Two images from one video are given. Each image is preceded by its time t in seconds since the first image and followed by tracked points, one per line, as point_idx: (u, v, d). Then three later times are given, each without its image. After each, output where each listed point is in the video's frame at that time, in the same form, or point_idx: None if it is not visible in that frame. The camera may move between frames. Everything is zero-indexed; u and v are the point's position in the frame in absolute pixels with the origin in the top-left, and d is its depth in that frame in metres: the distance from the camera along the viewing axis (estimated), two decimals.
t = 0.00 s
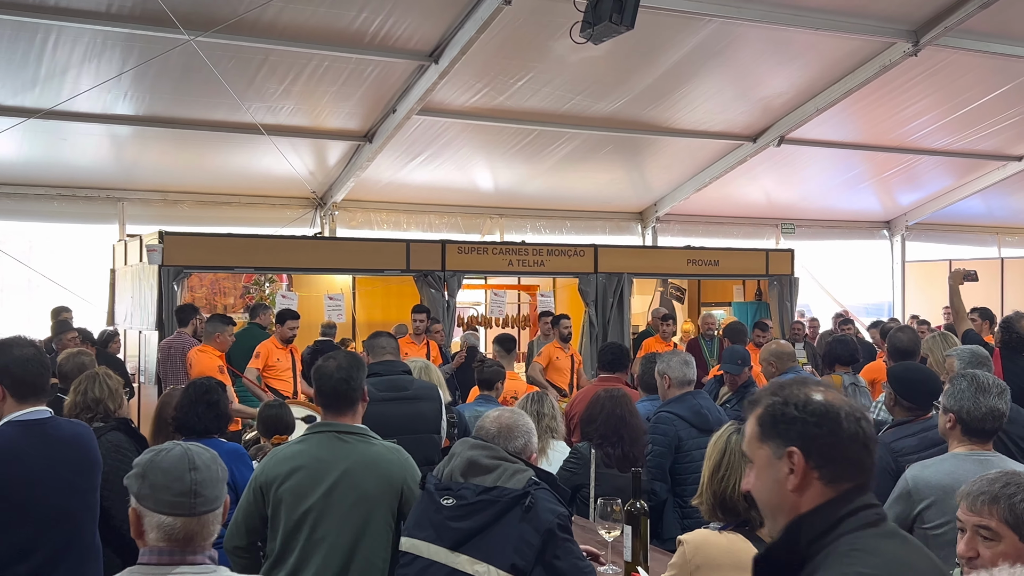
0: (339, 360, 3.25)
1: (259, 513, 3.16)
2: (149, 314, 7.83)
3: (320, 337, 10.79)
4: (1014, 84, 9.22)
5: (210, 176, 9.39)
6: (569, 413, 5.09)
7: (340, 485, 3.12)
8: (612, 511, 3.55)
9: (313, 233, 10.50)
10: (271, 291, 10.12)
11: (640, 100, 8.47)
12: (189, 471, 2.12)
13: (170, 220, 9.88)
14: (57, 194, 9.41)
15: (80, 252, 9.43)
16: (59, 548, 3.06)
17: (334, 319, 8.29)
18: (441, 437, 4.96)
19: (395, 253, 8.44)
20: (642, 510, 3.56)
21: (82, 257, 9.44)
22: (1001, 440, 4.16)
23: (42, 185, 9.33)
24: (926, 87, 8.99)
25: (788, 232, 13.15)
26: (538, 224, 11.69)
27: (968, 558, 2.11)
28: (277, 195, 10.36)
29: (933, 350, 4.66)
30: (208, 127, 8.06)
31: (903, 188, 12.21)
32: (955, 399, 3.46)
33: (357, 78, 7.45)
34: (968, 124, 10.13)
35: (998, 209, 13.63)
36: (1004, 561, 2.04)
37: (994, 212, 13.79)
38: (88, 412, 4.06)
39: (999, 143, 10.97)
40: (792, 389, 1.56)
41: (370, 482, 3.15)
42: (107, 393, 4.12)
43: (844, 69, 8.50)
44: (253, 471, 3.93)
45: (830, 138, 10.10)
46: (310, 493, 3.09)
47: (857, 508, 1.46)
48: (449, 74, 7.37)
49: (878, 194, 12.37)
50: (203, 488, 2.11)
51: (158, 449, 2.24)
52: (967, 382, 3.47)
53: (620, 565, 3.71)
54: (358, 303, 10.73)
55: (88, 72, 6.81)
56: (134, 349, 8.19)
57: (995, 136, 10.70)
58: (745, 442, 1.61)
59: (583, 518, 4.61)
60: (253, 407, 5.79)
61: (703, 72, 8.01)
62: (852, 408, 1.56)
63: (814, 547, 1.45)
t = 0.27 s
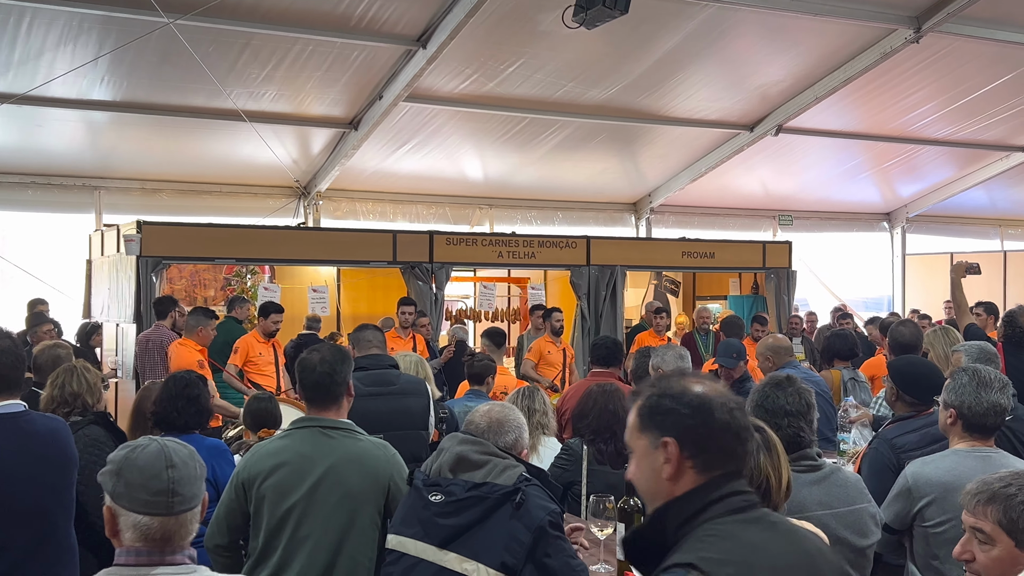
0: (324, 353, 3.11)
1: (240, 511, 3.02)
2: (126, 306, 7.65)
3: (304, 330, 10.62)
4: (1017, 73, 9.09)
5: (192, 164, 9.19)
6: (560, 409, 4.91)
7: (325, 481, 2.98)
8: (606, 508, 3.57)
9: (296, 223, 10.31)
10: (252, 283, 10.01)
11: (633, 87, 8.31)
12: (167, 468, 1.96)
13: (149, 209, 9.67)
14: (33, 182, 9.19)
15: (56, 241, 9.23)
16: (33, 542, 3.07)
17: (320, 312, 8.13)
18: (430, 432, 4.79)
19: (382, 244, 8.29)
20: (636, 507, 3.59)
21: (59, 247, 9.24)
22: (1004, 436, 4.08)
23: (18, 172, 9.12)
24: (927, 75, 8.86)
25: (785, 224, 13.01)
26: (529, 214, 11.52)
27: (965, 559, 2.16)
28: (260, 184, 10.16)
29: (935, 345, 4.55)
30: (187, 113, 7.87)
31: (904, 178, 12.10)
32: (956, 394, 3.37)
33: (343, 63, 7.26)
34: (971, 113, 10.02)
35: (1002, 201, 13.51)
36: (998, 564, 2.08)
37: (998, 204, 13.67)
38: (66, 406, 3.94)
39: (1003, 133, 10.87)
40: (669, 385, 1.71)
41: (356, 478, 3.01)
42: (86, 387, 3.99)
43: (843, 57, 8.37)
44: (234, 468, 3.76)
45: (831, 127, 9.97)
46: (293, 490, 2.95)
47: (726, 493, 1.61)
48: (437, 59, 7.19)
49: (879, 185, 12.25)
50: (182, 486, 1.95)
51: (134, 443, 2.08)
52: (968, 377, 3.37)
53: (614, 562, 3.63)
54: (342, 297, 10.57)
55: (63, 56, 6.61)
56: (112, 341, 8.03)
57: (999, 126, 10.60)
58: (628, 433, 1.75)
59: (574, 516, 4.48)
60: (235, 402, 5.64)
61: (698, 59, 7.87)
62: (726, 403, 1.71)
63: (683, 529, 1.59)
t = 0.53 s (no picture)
0: (309, 348, 3.06)
1: (227, 508, 2.97)
2: (111, 300, 7.59)
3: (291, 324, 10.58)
4: (1009, 66, 9.07)
5: (178, 156, 9.11)
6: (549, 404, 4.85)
7: (312, 477, 2.94)
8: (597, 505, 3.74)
9: (283, 216, 10.25)
10: (239, 277, 9.93)
11: (624, 80, 8.27)
12: (133, 467, 1.90)
13: (134, 202, 9.60)
14: (17, 174, 9.11)
15: (42, 235, 9.15)
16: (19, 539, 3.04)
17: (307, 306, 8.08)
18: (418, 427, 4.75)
19: (370, 238, 8.24)
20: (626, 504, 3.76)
21: (44, 241, 9.16)
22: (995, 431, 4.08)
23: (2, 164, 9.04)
24: (918, 68, 8.84)
25: (776, 218, 13.04)
26: (519, 207, 11.48)
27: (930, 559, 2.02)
28: (247, 176, 10.08)
29: (927, 339, 4.51)
30: (173, 104, 7.81)
31: (896, 172, 12.08)
32: (946, 389, 3.35)
33: (330, 54, 7.20)
34: (962, 107, 10.01)
35: (993, 194, 13.52)
36: (962, 565, 1.95)
37: (988, 197, 13.68)
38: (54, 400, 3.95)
39: (995, 126, 10.86)
40: (538, 373, 1.76)
41: (343, 473, 2.98)
42: (76, 381, 3.99)
43: (834, 50, 8.34)
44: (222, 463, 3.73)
45: (822, 120, 9.95)
46: (281, 486, 2.91)
47: (585, 477, 1.64)
48: (426, 51, 7.14)
49: (871, 179, 12.24)
50: (146, 485, 1.88)
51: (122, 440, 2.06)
52: (958, 371, 3.35)
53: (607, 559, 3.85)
54: (330, 290, 10.52)
55: (47, 47, 6.54)
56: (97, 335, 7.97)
57: (990, 120, 10.59)
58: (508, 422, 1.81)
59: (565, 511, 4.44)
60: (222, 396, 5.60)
61: (689, 52, 7.83)
62: (596, 390, 1.76)
63: (540, 512, 1.64)
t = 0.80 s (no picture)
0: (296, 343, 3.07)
1: (214, 503, 2.95)
2: (98, 297, 7.57)
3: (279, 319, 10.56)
4: (994, 62, 9.11)
5: (165, 152, 9.08)
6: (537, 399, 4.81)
7: (300, 473, 2.93)
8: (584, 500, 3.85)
9: (271, 212, 10.21)
10: (227, 273, 9.82)
11: (613, 75, 8.26)
12: (95, 470, 1.83)
13: (119, 198, 9.54)
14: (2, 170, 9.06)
15: (28, 231, 9.11)
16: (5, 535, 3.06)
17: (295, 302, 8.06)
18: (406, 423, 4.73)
19: (357, 234, 8.23)
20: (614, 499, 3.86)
21: (31, 237, 9.12)
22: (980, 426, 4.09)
23: None
24: (905, 64, 8.88)
25: (764, 213, 13.05)
26: (508, 203, 11.47)
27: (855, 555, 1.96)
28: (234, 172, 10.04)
29: (913, 334, 4.53)
30: (160, 99, 7.76)
31: (883, 167, 12.11)
32: (933, 384, 3.36)
33: (317, 49, 7.18)
34: (950, 102, 10.03)
35: (979, 189, 13.58)
36: (888, 561, 1.90)
37: (975, 192, 13.74)
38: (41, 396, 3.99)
39: (982, 121, 10.89)
40: (461, 363, 1.89)
41: (331, 469, 2.97)
42: (64, 377, 4.02)
43: (821, 46, 8.36)
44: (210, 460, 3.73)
45: (809, 116, 9.96)
46: (268, 481, 2.90)
47: (502, 463, 1.80)
48: (414, 47, 7.13)
49: (858, 174, 12.27)
50: (103, 491, 1.80)
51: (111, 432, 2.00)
52: (945, 367, 3.36)
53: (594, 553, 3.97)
54: (318, 286, 10.49)
55: (32, 42, 6.50)
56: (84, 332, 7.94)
57: (977, 115, 10.63)
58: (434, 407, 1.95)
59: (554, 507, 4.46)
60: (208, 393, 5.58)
61: (677, 48, 7.84)
62: (515, 380, 1.90)
63: (459, 493, 1.81)
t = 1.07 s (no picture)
0: (280, 339, 3.05)
1: (196, 502, 2.94)
2: (79, 295, 7.53)
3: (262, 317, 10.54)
4: (974, 59, 9.16)
5: (146, 149, 9.02)
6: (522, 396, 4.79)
7: (280, 472, 2.88)
8: (567, 496, 3.93)
9: (253, 209, 10.14)
10: (208, 270, 9.90)
11: (596, 72, 8.27)
12: (70, 468, 1.91)
13: (101, 195, 9.48)
14: None
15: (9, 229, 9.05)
16: None
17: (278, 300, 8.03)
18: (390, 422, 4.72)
19: (340, 231, 8.20)
20: (594, 495, 3.96)
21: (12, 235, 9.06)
22: (961, 420, 4.12)
23: None
24: (885, 61, 8.92)
25: (747, 210, 13.07)
26: (492, 200, 11.43)
27: (782, 562, 1.95)
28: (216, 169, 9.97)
29: (894, 330, 4.54)
30: (140, 96, 7.71)
31: (864, 163, 12.17)
32: (914, 379, 3.37)
33: (300, 45, 7.14)
34: (930, 98, 10.09)
35: (960, 185, 13.67)
36: (818, 561, 1.90)
37: (956, 188, 13.83)
38: (23, 394, 3.96)
39: (963, 117, 10.96)
40: (392, 360, 2.03)
41: (313, 468, 2.92)
42: (45, 375, 3.99)
43: (803, 42, 8.39)
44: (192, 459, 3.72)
45: (791, 112, 10.00)
46: (248, 480, 2.87)
47: (425, 453, 1.96)
48: (396, 43, 7.11)
49: (840, 170, 12.33)
50: (78, 488, 1.88)
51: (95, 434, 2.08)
52: (926, 362, 3.37)
53: (576, 550, 4.08)
54: (301, 283, 10.45)
55: (10, 38, 6.44)
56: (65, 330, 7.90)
57: (958, 111, 10.69)
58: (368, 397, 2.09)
59: (538, 504, 4.47)
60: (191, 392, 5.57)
61: (659, 45, 7.85)
62: (439, 378, 2.04)
63: (383, 479, 1.96)
